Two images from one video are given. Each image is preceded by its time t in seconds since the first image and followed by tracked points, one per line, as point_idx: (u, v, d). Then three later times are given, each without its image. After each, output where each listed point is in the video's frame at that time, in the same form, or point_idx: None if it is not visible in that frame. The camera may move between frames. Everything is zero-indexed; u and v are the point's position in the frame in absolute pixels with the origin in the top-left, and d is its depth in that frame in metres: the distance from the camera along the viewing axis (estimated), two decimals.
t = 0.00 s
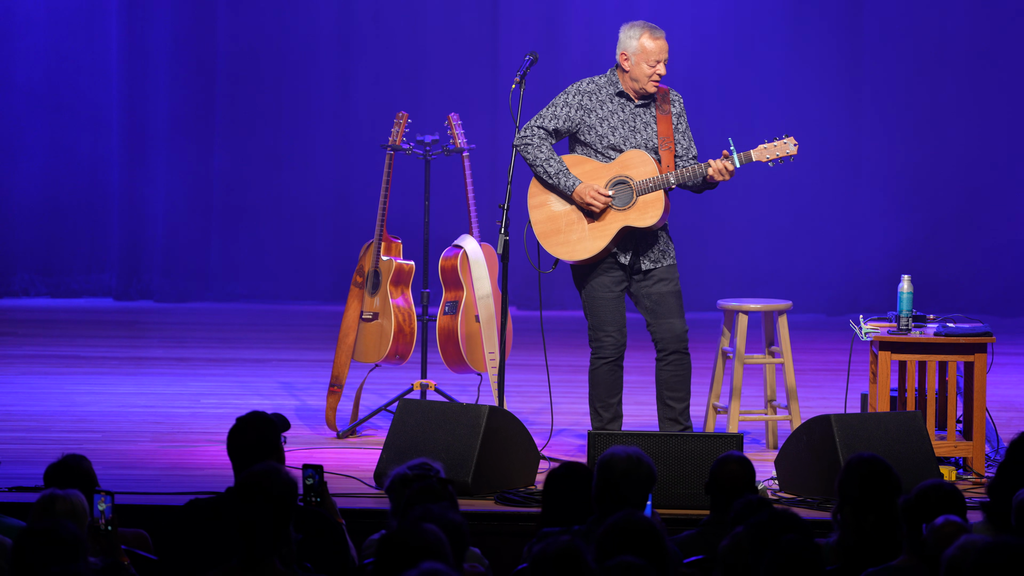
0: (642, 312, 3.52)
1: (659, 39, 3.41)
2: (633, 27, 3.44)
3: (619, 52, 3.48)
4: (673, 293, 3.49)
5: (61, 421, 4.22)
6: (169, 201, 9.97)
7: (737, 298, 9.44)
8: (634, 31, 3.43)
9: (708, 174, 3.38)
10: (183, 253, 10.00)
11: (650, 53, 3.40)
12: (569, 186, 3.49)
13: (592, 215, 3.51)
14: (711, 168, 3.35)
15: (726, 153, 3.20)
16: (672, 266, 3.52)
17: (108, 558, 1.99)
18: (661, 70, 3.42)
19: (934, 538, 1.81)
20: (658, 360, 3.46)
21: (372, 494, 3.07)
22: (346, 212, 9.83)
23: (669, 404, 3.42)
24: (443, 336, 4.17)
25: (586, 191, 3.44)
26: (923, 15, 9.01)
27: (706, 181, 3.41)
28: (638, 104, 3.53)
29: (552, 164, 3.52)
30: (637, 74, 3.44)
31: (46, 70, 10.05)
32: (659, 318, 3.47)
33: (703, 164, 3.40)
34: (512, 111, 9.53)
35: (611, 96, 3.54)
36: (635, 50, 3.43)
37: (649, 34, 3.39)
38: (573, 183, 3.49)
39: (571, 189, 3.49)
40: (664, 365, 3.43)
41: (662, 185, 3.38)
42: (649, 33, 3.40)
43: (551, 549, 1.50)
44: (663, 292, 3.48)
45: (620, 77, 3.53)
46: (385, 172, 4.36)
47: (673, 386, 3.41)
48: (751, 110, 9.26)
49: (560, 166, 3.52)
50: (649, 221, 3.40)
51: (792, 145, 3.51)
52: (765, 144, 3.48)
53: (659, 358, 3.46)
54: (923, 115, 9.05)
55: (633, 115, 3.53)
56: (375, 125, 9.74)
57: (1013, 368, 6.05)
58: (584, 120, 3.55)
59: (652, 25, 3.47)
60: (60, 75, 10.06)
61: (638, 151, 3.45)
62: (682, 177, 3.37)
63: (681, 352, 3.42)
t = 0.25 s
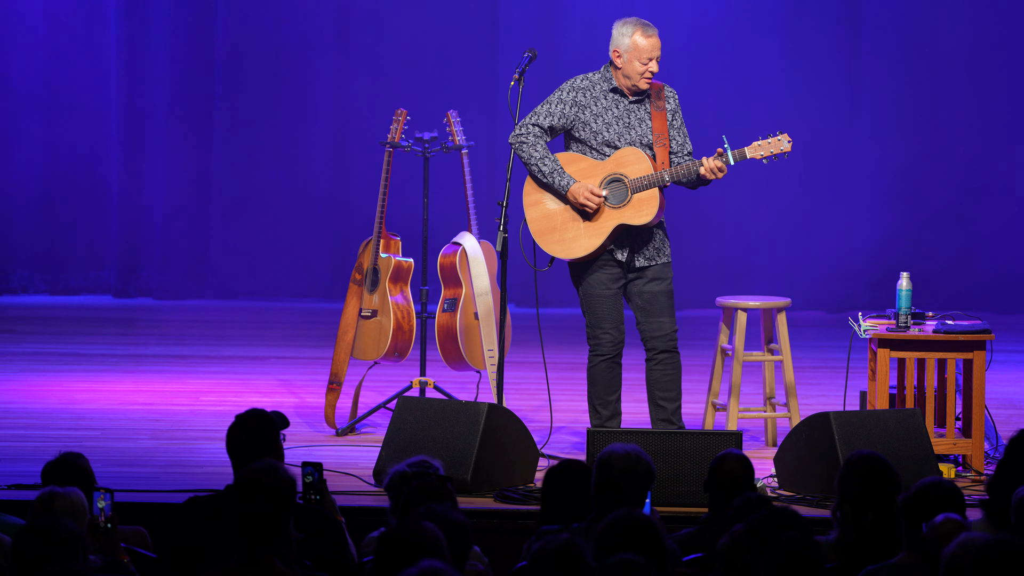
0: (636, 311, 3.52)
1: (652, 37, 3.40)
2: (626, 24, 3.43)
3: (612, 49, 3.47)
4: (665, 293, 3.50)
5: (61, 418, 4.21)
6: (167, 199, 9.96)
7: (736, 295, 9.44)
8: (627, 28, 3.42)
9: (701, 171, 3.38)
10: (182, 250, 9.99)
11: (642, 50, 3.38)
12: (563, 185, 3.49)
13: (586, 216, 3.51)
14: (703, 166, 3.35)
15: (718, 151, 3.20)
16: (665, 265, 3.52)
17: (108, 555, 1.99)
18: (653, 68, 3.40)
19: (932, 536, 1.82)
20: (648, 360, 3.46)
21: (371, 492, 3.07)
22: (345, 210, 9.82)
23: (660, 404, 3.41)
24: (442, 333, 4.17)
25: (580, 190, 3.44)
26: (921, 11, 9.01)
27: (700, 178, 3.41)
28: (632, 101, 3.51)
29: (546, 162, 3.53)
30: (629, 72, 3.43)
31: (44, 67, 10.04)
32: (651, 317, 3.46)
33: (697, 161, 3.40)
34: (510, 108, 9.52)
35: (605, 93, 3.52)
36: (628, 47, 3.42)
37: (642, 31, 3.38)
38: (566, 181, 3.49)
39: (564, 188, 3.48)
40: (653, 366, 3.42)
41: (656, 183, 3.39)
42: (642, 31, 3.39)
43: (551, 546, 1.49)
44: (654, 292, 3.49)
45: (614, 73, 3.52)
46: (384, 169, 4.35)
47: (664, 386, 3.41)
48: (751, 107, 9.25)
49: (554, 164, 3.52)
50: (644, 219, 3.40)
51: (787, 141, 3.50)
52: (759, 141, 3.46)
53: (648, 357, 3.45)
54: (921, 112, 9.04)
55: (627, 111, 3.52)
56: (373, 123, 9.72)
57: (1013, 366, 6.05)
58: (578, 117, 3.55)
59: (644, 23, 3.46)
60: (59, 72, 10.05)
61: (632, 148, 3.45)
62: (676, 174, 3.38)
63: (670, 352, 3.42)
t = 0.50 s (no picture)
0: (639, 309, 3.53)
1: (649, 37, 3.40)
2: (622, 24, 3.44)
3: (609, 51, 3.47)
4: (670, 290, 3.49)
5: (61, 421, 4.22)
6: (167, 201, 9.95)
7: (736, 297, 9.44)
8: (623, 29, 3.42)
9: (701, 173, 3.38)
10: (183, 253, 10.00)
11: (639, 51, 3.39)
12: (562, 188, 3.48)
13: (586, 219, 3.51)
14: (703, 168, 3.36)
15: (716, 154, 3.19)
16: (668, 262, 3.52)
17: (108, 557, 1.99)
18: (651, 68, 3.41)
19: (932, 537, 1.81)
20: (651, 357, 3.47)
21: (371, 494, 3.07)
22: (345, 212, 9.83)
23: (660, 400, 3.43)
24: (442, 335, 4.16)
25: (579, 192, 3.43)
26: (922, 14, 9.01)
27: (701, 179, 3.42)
28: (630, 102, 3.52)
29: (544, 166, 3.53)
30: (627, 73, 3.44)
31: (45, 69, 10.05)
32: (655, 316, 3.47)
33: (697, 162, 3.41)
34: (511, 111, 9.53)
35: (603, 94, 3.53)
36: (625, 48, 3.43)
37: (638, 32, 3.39)
38: (566, 184, 3.48)
39: (564, 192, 3.48)
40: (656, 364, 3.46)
41: (655, 185, 3.39)
42: (638, 31, 3.40)
43: (551, 548, 1.49)
44: (659, 291, 3.49)
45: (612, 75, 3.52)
46: (385, 171, 4.35)
47: (664, 383, 3.42)
48: (751, 109, 9.26)
49: (553, 167, 3.52)
50: (643, 221, 3.40)
51: (784, 143, 3.51)
52: (757, 142, 3.46)
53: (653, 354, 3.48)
54: (922, 115, 9.05)
55: (625, 113, 3.52)
56: (374, 125, 9.73)
57: (1013, 368, 6.05)
58: (577, 120, 3.56)
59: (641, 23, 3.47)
60: (59, 74, 10.05)
61: (630, 150, 3.45)
62: (675, 176, 3.38)
63: (674, 351, 3.43)
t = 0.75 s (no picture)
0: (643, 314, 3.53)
1: (654, 43, 3.39)
2: (627, 29, 3.44)
3: (614, 55, 3.49)
4: (673, 298, 3.50)
5: (63, 425, 4.22)
6: (169, 206, 9.96)
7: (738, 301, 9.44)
8: (628, 34, 3.43)
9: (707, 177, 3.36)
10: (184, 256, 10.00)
11: (643, 57, 3.39)
12: (561, 188, 3.50)
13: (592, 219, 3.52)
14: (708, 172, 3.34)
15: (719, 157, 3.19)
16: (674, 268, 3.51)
17: (110, 562, 2.00)
18: (654, 74, 3.41)
19: (935, 541, 1.80)
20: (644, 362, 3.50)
21: (373, 498, 3.07)
22: (346, 216, 9.84)
23: (645, 403, 3.47)
24: (444, 339, 4.13)
25: (580, 191, 3.47)
26: (922, 18, 9.02)
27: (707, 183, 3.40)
28: (637, 106, 3.52)
29: (546, 167, 3.54)
30: (631, 78, 3.44)
31: (47, 74, 10.07)
32: (657, 321, 3.48)
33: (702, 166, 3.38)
34: (512, 115, 9.53)
35: (609, 99, 3.54)
36: (629, 53, 3.43)
37: (643, 37, 3.38)
38: (566, 184, 3.51)
39: (564, 191, 3.50)
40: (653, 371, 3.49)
41: (659, 188, 3.39)
42: (643, 37, 3.38)
43: (553, 552, 1.49)
44: (662, 298, 3.50)
45: (618, 80, 3.53)
46: (386, 176, 4.35)
47: (652, 387, 3.46)
48: (752, 113, 9.27)
49: (554, 168, 3.53)
50: (648, 224, 3.41)
51: (788, 147, 3.49)
52: (760, 146, 3.46)
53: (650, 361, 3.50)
54: (923, 118, 9.05)
55: (632, 117, 3.53)
56: (375, 130, 9.74)
57: (1014, 372, 6.05)
58: (582, 125, 3.56)
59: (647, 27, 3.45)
60: (61, 79, 10.07)
61: (636, 154, 3.45)
62: (680, 179, 3.38)
63: (670, 359, 3.45)
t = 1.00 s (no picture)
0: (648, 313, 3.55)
1: (666, 45, 3.40)
2: (640, 30, 3.44)
3: (627, 56, 3.49)
4: (676, 299, 3.53)
5: (62, 425, 4.21)
6: (168, 206, 9.96)
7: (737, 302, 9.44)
8: (641, 35, 3.43)
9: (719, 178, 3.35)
10: (184, 257, 10.00)
11: (655, 58, 3.40)
12: (570, 193, 3.51)
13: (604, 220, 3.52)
14: (720, 172, 3.33)
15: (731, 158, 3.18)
16: (682, 269, 3.52)
17: (110, 561, 2.00)
18: (666, 76, 3.42)
19: (934, 542, 1.80)
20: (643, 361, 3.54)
21: (373, 498, 3.07)
22: (346, 216, 9.84)
23: (643, 403, 3.52)
24: (444, 339, 4.15)
25: (587, 199, 3.47)
26: (922, 18, 9.03)
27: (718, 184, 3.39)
28: (649, 108, 3.53)
29: (556, 171, 3.54)
30: (643, 79, 3.45)
31: (46, 75, 10.07)
32: (658, 321, 3.52)
33: (714, 167, 3.37)
34: (512, 115, 9.54)
35: (622, 101, 3.54)
36: (641, 54, 3.44)
37: (655, 39, 3.39)
38: (574, 190, 3.52)
39: (572, 198, 3.52)
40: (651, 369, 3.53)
41: (671, 189, 3.38)
42: (655, 38, 3.40)
43: (552, 552, 1.49)
44: (667, 298, 3.52)
45: (630, 81, 3.54)
46: (385, 176, 4.34)
47: (651, 388, 3.51)
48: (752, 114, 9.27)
49: (564, 172, 3.54)
50: (659, 224, 3.40)
51: (800, 149, 3.50)
52: (771, 148, 3.48)
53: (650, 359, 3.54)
54: (922, 119, 9.05)
55: (644, 119, 3.53)
56: (375, 130, 9.74)
57: (1014, 372, 6.06)
58: (594, 127, 3.56)
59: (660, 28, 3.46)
60: (60, 79, 10.07)
61: (648, 155, 3.44)
62: (692, 180, 3.36)
63: (668, 359, 3.50)
